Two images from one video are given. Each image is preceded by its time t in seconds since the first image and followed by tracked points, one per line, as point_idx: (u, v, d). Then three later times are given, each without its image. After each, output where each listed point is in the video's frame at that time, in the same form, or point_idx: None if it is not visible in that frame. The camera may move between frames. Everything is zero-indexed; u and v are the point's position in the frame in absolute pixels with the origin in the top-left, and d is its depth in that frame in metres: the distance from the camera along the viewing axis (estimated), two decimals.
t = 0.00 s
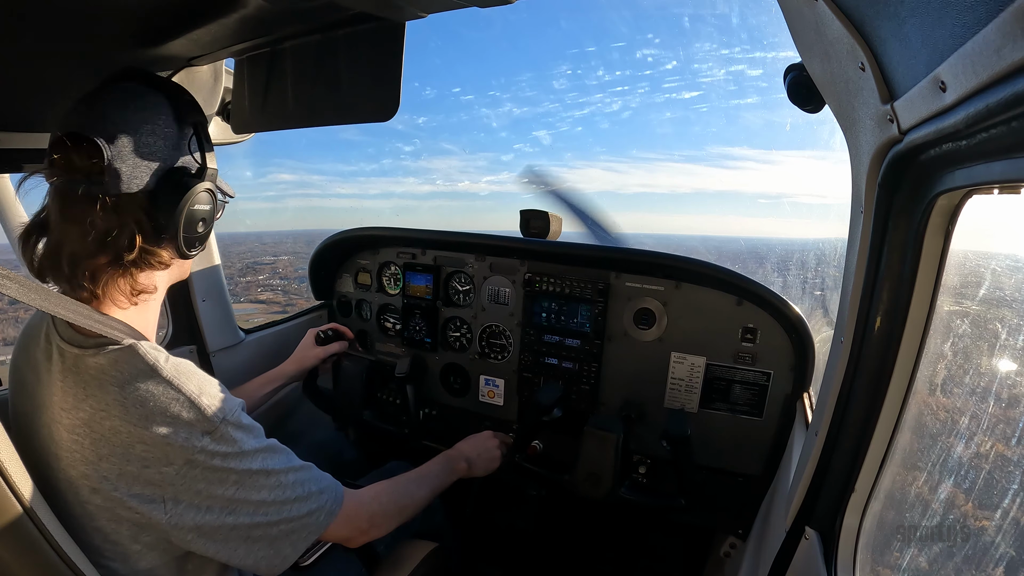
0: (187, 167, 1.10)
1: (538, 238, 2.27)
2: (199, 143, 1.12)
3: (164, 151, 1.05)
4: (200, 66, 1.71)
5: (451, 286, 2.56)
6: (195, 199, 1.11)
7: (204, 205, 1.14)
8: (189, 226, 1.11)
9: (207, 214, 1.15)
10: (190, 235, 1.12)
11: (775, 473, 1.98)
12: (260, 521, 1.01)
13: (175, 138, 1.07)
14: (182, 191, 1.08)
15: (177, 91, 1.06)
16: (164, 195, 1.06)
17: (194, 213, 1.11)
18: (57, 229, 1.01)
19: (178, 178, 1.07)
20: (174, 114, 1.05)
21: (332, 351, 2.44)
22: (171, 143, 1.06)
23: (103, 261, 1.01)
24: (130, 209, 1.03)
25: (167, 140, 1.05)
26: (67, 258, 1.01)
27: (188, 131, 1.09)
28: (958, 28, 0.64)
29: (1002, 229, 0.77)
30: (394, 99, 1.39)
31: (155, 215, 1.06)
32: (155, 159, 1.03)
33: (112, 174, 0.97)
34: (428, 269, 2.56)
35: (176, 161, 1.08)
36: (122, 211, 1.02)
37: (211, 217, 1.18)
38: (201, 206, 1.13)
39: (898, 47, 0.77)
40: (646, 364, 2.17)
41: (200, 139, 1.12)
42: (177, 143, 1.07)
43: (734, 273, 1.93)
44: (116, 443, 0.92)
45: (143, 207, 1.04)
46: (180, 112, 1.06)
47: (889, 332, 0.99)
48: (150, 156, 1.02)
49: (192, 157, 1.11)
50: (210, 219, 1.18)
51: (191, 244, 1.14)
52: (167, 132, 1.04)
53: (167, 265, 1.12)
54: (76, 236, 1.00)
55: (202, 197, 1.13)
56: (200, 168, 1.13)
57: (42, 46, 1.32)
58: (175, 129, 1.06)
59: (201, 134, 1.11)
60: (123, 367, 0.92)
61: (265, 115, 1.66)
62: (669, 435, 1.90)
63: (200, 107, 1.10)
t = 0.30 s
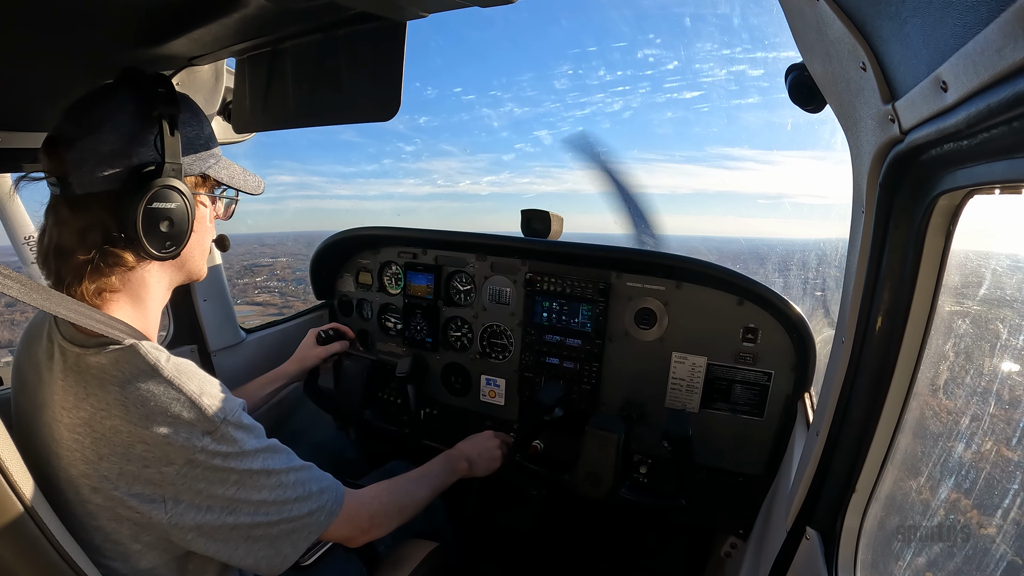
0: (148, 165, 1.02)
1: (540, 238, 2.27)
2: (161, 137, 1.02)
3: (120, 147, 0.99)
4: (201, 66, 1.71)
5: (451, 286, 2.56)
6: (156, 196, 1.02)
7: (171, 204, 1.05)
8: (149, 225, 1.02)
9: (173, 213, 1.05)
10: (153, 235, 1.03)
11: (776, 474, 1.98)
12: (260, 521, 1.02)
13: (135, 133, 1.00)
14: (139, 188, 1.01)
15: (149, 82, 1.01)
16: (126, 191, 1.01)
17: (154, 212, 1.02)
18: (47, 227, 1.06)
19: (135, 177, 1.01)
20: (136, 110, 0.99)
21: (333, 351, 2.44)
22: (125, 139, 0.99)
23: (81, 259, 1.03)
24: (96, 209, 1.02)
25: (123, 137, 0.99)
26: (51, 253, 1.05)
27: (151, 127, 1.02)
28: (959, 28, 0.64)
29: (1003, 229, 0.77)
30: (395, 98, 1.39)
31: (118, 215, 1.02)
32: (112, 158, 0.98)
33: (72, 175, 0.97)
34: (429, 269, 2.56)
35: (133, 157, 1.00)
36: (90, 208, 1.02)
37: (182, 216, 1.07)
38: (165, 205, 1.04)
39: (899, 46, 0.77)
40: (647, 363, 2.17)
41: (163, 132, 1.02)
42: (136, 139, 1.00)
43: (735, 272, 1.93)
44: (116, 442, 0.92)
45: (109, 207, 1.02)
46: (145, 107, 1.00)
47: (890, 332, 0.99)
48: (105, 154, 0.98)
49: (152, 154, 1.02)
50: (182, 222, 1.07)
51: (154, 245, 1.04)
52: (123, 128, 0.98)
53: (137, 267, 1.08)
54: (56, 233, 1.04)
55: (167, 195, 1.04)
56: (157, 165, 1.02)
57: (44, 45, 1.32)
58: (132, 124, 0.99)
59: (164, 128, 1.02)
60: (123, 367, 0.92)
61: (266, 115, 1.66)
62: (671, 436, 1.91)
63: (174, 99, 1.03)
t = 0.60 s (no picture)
0: (143, 166, 1.02)
1: (542, 238, 2.27)
2: (157, 138, 1.02)
3: (117, 146, 1.00)
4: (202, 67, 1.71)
5: (453, 287, 2.56)
6: (150, 196, 1.01)
7: (166, 204, 1.04)
8: (143, 226, 1.01)
9: (167, 214, 1.04)
10: (145, 235, 1.02)
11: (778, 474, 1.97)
12: (260, 520, 1.02)
13: (133, 134, 1.01)
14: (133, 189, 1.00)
15: (149, 82, 1.00)
16: (121, 191, 1.00)
17: (148, 212, 1.01)
18: (46, 225, 1.06)
19: (130, 177, 1.00)
20: (134, 112, 1.00)
21: (329, 359, 2.44)
22: (122, 139, 1.00)
23: (75, 256, 1.03)
24: (91, 208, 1.02)
25: (121, 138, 1.00)
26: (49, 251, 1.05)
27: (148, 128, 1.02)
28: (961, 28, 0.64)
29: (1004, 228, 0.77)
30: (396, 100, 1.40)
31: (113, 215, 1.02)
32: (109, 157, 0.99)
33: (70, 174, 0.98)
34: (431, 270, 2.56)
35: (130, 157, 1.01)
36: (85, 207, 1.02)
37: (177, 217, 1.06)
38: (159, 205, 1.03)
39: (900, 46, 0.77)
40: (648, 364, 2.17)
41: (161, 133, 1.02)
42: (133, 140, 1.01)
43: (737, 272, 1.92)
44: (115, 442, 0.92)
45: (104, 206, 1.02)
46: (144, 109, 1.01)
47: (891, 332, 0.98)
48: (102, 153, 0.99)
49: (147, 154, 1.02)
50: (175, 223, 1.06)
51: (148, 245, 1.03)
52: (122, 130, 1.00)
53: (132, 267, 1.09)
54: (54, 231, 1.04)
55: (162, 196, 1.03)
56: (153, 165, 1.02)
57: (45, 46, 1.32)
58: (130, 126, 1.00)
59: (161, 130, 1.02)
60: (122, 367, 0.92)
61: (267, 116, 1.67)
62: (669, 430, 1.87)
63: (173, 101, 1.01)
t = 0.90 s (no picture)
0: (143, 173, 1.03)
1: (543, 241, 2.27)
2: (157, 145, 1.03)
3: (116, 154, 1.00)
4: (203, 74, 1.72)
5: (456, 290, 2.57)
6: (152, 205, 1.02)
7: (167, 213, 1.05)
8: (144, 234, 1.02)
9: (168, 222, 1.05)
10: (147, 244, 1.03)
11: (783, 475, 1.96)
12: (265, 528, 1.02)
13: (132, 141, 1.01)
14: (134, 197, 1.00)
15: (149, 90, 1.00)
16: (121, 199, 1.01)
17: (150, 221, 1.02)
18: (48, 233, 1.07)
19: (130, 185, 1.01)
20: (133, 119, 1.01)
21: (337, 357, 2.47)
22: (121, 145, 1.00)
23: (78, 266, 1.03)
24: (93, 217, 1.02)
25: (120, 144, 1.00)
26: (51, 260, 1.06)
27: (148, 135, 1.03)
28: (960, 26, 0.64)
29: (1006, 226, 0.76)
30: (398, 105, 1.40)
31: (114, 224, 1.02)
32: (108, 165, 1.00)
33: (70, 181, 0.98)
34: (433, 274, 2.57)
35: (129, 164, 1.02)
36: (86, 216, 1.02)
37: (178, 225, 1.07)
38: (161, 214, 1.04)
39: (900, 46, 0.77)
40: (652, 366, 2.17)
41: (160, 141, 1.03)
42: (132, 147, 1.01)
43: (739, 273, 1.92)
44: (120, 451, 0.92)
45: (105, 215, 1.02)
46: (144, 116, 1.02)
47: (895, 332, 0.98)
48: (101, 161, 0.99)
49: (146, 161, 1.04)
50: (177, 231, 1.07)
51: (150, 253, 1.04)
52: (121, 137, 1.00)
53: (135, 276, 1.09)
54: (56, 240, 1.04)
55: (163, 205, 1.03)
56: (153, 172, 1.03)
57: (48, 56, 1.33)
58: (129, 133, 1.01)
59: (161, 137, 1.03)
60: (125, 377, 0.93)
61: (268, 123, 1.68)
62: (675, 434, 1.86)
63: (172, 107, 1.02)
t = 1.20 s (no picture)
0: (146, 178, 1.03)
1: (546, 243, 2.27)
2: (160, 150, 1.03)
3: (119, 159, 1.00)
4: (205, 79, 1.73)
5: (459, 293, 2.57)
6: (154, 210, 1.02)
7: (170, 218, 1.05)
8: (147, 238, 1.02)
9: (170, 227, 1.05)
10: (149, 248, 1.03)
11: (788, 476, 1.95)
12: (269, 530, 1.02)
13: (135, 146, 1.01)
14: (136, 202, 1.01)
15: (152, 94, 1.01)
16: (124, 204, 1.01)
17: (153, 226, 1.03)
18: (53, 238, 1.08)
19: (131, 190, 1.01)
20: (136, 124, 1.01)
21: (339, 364, 2.47)
22: (124, 150, 1.00)
23: (82, 270, 1.04)
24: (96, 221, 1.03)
25: (122, 149, 1.00)
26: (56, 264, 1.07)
27: (150, 140, 1.03)
28: (962, 24, 0.64)
29: (1009, 224, 0.76)
30: (399, 109, 1.40)
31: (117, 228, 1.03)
32: (111, 170, 1.00)
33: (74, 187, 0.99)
34: (437, 277, 2.57)
35: (132, 169, 1.02)
36: (89, 221, 1.03)
37: (181, 230, 1.08)
38: (164, 219, 1.04)
39: (901, 44, 0.77)
40: (656, 367, 2.16)
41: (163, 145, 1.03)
42: (135, 151, 1.01)
43: (743, 274, 1.92)
44: (124, 454, 0.93)
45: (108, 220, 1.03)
46: (147, 121, 1.02)
47: (900, 332, 0.97)
48: (104, 165, 0.99)
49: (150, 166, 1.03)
50: (180, 236, 1.08)
51: (153, 258, 1.05)
52: (124, 141, 1.00)
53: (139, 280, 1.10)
54: (61, 245, 1.05)
55: (166, 210, 1.04)
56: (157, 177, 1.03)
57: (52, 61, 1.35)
58: (132, 137, 1.01)
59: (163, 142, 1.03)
60: (129, 380, 0.93)
61: (271, 127, 1.68)
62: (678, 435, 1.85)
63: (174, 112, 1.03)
